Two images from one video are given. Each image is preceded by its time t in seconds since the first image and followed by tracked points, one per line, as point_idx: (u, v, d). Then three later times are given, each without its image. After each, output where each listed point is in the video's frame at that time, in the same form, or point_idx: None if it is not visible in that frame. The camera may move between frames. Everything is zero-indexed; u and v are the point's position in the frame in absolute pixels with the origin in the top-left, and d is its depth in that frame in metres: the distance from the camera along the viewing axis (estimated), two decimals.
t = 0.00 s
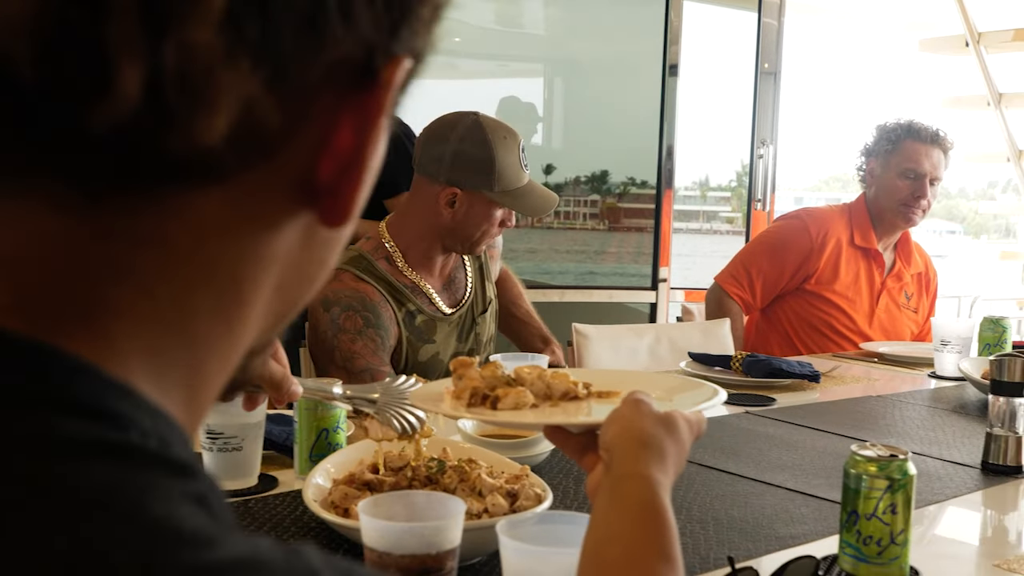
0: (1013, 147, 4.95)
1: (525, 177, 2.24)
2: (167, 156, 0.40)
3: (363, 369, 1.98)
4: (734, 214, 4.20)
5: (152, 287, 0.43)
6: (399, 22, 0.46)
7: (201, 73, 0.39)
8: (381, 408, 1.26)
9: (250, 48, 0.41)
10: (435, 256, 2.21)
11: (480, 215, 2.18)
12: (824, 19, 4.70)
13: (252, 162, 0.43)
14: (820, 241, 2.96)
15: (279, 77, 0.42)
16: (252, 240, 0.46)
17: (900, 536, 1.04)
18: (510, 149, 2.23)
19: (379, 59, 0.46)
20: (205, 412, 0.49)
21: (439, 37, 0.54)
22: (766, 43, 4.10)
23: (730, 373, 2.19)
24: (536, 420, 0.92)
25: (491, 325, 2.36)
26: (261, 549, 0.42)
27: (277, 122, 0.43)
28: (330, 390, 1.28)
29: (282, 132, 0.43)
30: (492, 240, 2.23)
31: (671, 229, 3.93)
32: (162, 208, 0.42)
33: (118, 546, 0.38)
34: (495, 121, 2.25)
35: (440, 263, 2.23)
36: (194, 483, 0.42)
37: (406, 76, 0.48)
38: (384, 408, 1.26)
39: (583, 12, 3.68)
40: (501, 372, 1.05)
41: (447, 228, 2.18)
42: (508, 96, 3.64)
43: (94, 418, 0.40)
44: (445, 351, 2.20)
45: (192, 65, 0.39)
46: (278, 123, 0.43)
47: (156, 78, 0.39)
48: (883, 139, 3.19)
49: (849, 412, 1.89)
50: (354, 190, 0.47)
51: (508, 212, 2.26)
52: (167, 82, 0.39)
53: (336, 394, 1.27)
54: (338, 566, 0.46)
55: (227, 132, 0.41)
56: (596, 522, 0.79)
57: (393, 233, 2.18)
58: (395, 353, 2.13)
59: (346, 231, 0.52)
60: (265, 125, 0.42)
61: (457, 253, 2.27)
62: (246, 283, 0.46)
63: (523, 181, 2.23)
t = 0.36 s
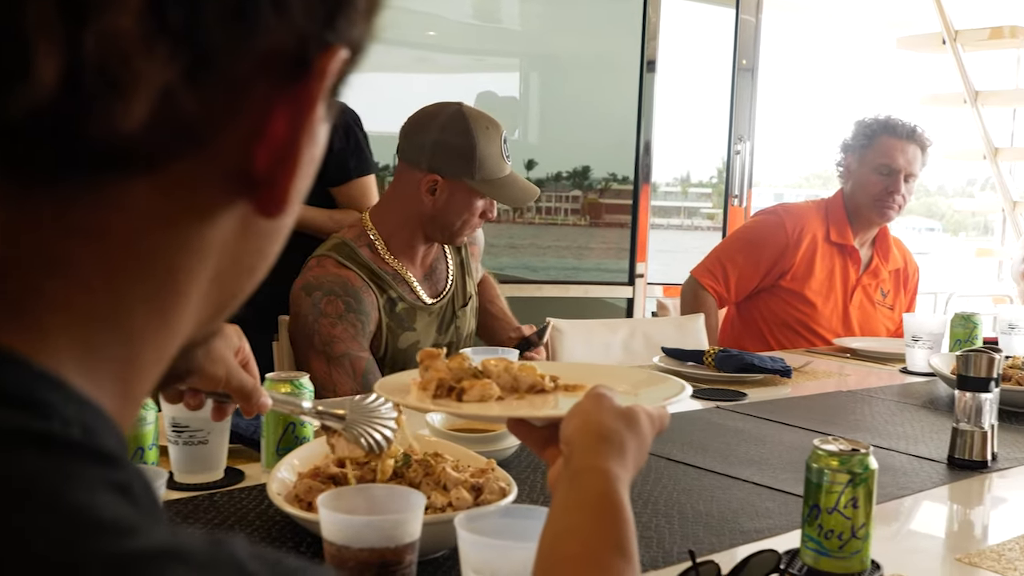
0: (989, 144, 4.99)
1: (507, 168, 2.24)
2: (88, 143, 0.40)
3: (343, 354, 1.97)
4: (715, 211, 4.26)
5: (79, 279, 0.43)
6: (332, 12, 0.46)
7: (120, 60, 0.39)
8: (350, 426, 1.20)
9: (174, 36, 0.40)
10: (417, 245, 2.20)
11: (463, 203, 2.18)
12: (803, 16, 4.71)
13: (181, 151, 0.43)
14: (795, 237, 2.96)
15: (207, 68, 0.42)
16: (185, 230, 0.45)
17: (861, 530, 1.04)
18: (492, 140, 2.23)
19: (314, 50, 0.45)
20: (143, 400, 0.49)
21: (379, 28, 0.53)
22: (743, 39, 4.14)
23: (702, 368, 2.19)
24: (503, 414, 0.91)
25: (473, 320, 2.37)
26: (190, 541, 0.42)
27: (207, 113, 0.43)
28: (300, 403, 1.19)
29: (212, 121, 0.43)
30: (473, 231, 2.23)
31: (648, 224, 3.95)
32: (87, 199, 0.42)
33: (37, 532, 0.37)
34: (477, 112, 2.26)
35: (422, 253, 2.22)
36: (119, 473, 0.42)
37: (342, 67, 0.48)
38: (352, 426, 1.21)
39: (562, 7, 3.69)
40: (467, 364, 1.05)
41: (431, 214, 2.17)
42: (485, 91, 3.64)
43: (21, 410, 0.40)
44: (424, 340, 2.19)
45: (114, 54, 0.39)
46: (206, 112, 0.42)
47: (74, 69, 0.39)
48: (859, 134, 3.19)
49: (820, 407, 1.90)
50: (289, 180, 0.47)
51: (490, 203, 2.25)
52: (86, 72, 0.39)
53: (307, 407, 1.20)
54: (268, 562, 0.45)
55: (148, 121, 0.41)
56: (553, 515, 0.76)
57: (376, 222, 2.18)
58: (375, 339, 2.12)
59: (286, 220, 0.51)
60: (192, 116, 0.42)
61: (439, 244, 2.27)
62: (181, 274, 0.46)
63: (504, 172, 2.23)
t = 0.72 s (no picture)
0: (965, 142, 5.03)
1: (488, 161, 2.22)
2: (17, 138, 0.40)
3: (318, 341, 1.97)
4: (696, 209, 4.30)
5: (10, 275, 0.42)
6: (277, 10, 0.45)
7: (51, 55, 0.39)
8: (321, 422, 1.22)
9: (109, 30, 0.39)
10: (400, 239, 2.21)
11: (442, 197, 2.17)
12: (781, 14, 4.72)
13: (118, 150, 0.42)
14: (766, 235, 2.97)
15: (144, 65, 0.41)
16: (126, 230, 0.45)
17: (827, 527, 1.05)
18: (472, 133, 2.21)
19: (257, 47, 0.45)
20: (85, 397, 0.49)
21: (328, 29, 0.53)
22: (721, 38, 4.16)
23: (677, 366, 2.19)
24: (475, 409, 0.90)
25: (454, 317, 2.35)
26: (124, 541, 0.41)
27: (145, 112, 0.42)
28: (272, 401, 1.24)
29: (150, 119, 0.42)
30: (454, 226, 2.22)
31: (625, 221, 3.96)
32: (21, 195, 0.41)
33: None
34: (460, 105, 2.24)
35: (405, 246, 2.22)
36: (54, 471, 0.42)
37: (288, 67, 0.47)
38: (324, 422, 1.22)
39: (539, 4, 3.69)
40: (438, 362, 1.02)
41: (410, 207, 2.17)
42: (463, 89, 3.62)
43: None
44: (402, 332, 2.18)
45: (44, 49, 0.39)
46: (142, 111, 0.42)
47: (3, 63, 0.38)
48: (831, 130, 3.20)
49: (792, 404, 1.90)
50: (232, 180, 0.46)
51: (471, 198, 2.24)
52: (17, 68, 0.38)
53: (279, 404, 1.24)
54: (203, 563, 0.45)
55: (80, 117, 0.41)
56: (517, 514, 0.72)
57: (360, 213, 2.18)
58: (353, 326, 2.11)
59: (234, 219, 0.51)
60: (129, 114, 0.42)
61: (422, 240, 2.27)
62: (122, 273, 0.46)
63: (485, 165, 2.21)
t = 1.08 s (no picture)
0: (935, 143, 5.08)
1: (461, 158, 2.21)
2: None
3: (278, 323, 1.97)
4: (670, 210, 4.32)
5: None
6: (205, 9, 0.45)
7: None
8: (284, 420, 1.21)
9: (27, 21, 0.40)
10: (378, 235, 2.20)
11: (415, 193, 2.16)
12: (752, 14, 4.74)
13: (39, 144, 0.42)
14: (728, 235, 2.98)
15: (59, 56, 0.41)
16: (53, 228, 0.44)
17: (786, 524, 1.05)
18: (443, 130, 2.20)
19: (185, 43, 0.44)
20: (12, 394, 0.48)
21: (266, 27, 0.52)
22: (692, 38, 4.19)
23: (645, 364, 2.19)
24: (433, 408, 0.89)
25: (433, 318, 2.31)
26: (35, 538, 0.41)
27: (64, 105, 0.42)
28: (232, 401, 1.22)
29: (73, 112, 0.42)
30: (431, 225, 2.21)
31: (596, 221, 3.97)
32: None
33: None
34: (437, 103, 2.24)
35: (382, 242, 2.22)
36: None
37: (221, 63, 0.47)
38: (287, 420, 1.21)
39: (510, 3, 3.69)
40: (396, 361, 1.02)
41: (386, 200, 2.17)
42: (434, 88, 3.61)
43: None
44: (373, 323, 2.16)
45: None
46: (63, 104, 0.41)
47: None
48: (790, 130, 3.23)
49: (757, 402, 1.90)
50: (164, 180, 0.45)
51: (445, 195, 2.22)
52: None
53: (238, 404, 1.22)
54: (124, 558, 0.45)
55: None
56: (473, 511, 0.72)
57: (340, 208, 2.18)
58: (318, 313, 2.09)
59: (172, 218, 0.50)
60: (47, 107, 0.41)
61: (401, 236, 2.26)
62: (51, 269, 0.45)
63: (455, 162, 2.19)
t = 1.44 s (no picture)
0: (904, 142, 5.13)
1: (426, 153, 2.20)
2: None
3: (234, 307, 1.98)
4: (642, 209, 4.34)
5: None
6: None
7: None
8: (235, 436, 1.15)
9: None
10: (348, 229, 2.20)
11: (379, 186, 2.16)
12: (722, 13, 4.74)
13: None
14: (686, 235, 2.99)
15: None
16: None
17: (746, 518, 1.05)
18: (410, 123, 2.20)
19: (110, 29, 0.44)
20: None
21: (200, 17, 0.51)
22: (662, 37, 4.21)
23: (612, 361, 2.19)
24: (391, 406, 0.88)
25: (404, 317, 2.30)
26: None
27: None
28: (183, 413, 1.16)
29: None
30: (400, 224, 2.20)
31: (567, 219, 3.97)
32: None
33: None
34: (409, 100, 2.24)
35: (354, 237, 2.22)
36: None
37: (151, 49, 0.46)
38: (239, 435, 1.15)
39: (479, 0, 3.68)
40: (352, 359, 1.01)
41: (353, 192, 2.17)
42: (400, 85, 3.58)
43: None
44: (338, 315, 2.14)
45: None
46: None
47: None
48: (744, 127, 3.25)
49: (723, 399, 1.91)
50: (94, 169, 0.45)
51: (412, 190, 2.21)
52: None
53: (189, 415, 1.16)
54: (58, 556, 0.54)
55: None
56: (425, 509, 0.72)
57: (313, 202, 2.19)
58: (279, 301, 2.07)
59: (106, 205, 0.49)
60: None
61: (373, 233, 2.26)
62: None
63: (419, 156, 2.19)
